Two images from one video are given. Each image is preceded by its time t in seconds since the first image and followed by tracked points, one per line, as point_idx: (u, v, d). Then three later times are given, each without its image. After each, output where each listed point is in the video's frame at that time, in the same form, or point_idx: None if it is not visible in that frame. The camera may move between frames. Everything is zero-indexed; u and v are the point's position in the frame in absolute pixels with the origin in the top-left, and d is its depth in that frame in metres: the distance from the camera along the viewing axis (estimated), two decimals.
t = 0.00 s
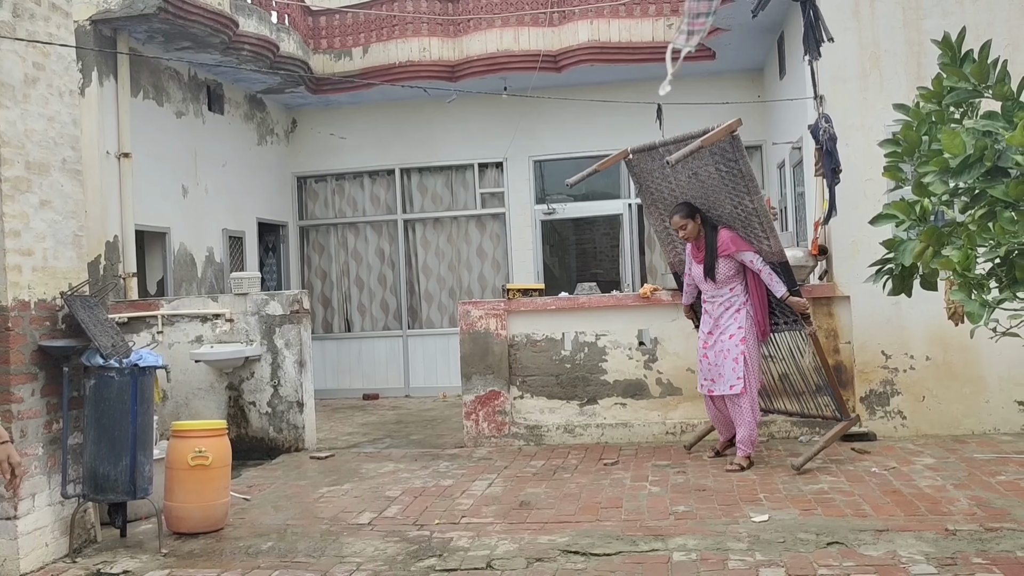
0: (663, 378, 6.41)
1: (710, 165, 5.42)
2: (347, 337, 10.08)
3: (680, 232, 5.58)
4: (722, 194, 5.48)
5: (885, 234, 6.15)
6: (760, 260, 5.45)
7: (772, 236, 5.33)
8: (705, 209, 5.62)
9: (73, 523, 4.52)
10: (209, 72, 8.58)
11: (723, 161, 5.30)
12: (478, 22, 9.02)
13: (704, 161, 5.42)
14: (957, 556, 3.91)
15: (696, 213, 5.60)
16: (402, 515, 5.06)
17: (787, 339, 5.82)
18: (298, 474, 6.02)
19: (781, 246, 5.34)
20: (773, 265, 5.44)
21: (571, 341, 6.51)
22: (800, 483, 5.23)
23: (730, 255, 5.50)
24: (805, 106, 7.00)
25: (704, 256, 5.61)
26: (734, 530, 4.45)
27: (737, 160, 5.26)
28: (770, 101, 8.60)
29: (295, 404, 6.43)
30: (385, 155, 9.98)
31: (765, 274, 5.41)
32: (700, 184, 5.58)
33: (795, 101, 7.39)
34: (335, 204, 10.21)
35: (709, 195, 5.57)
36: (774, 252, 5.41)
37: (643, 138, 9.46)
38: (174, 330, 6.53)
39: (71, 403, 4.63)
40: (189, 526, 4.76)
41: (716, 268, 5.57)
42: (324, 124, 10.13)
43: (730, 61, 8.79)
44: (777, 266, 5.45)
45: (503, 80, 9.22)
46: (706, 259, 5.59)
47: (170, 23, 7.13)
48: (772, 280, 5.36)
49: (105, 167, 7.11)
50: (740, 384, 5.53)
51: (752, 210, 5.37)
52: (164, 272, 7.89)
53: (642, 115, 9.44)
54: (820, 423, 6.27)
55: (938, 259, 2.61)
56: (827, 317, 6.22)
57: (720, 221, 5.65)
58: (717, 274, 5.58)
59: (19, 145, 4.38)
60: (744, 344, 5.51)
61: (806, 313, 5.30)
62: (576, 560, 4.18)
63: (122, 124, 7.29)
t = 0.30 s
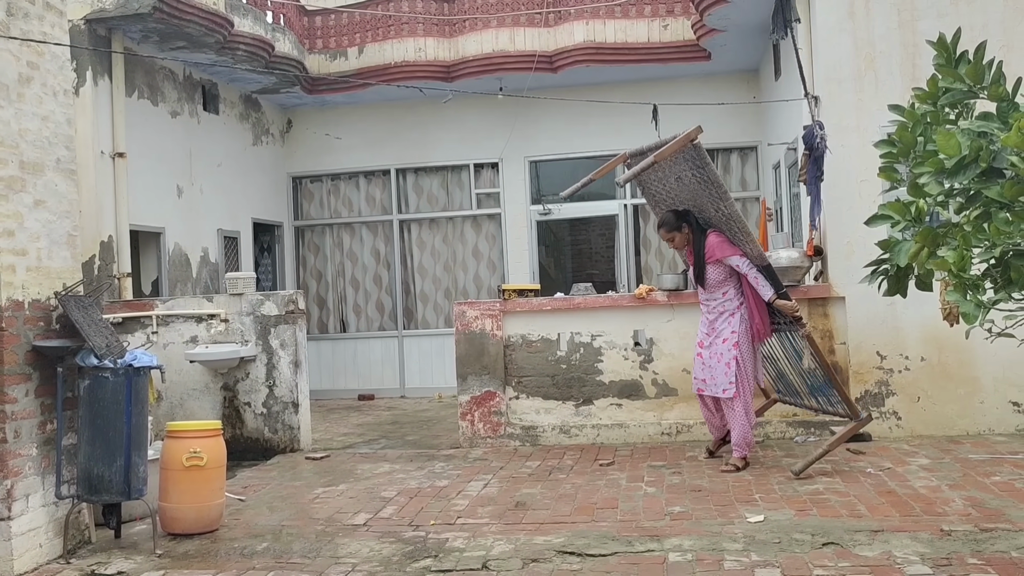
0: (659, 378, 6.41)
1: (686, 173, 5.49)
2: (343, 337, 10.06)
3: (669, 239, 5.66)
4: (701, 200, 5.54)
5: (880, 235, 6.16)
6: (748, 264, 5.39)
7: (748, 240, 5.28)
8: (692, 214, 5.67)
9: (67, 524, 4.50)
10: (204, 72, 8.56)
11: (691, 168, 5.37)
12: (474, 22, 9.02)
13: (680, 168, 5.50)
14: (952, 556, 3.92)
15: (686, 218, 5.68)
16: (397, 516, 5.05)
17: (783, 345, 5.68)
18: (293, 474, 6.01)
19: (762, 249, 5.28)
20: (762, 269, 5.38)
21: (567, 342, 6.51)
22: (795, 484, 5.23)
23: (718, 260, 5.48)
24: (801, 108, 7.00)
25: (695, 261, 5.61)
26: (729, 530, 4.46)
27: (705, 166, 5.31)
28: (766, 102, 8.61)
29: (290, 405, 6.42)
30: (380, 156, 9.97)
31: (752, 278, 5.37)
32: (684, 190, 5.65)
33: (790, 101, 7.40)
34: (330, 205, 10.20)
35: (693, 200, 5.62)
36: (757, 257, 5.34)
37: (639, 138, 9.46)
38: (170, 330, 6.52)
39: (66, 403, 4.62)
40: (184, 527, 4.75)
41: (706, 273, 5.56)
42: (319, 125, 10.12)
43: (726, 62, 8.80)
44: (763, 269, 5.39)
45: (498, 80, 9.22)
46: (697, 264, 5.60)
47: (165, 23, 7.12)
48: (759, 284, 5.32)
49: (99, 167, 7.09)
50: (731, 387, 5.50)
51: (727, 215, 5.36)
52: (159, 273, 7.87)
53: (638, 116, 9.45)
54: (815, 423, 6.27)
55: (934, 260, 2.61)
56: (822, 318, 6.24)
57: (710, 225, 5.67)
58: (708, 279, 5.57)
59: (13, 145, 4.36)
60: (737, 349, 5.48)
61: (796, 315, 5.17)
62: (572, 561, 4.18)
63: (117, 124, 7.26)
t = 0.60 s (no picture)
0: (656, 379, 6.41)
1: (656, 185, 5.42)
2: (339, 338, 10.05)
3: (658, 245, 5.61)
4: (679, 210, 5.46)
5: (877, 235, 6.18)
6: (733, 267, 5.34)
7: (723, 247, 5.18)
8: (680, 218, 5.56)
9: (62, 525, 4.48)
10: (200, 72, 8.55)
11: (657, 182, 5.32)
12: (471, 23, 9.01)
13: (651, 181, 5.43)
14: (950, 558, 3.92)
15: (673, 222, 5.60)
16: (394, 517, 5.04)
17: (776, 349, 5.57)
18: (289, 475, 6.00)
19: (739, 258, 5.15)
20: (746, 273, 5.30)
21: (564, 343, 6.51)
22: (792, 485, 5.23)
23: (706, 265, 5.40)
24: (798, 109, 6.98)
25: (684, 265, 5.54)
26: (726, 531, 4.46)
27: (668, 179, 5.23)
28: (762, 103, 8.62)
29: (287, 406, 6.41)
30: (377, 156, 9.96)
31: (736, 282, 5.32)
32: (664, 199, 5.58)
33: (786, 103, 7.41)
34: (326, 205, 10.19)
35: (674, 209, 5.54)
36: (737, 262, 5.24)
37: (635, 139, 9.47)
38: (166, 331, 6.50)
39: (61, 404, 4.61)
40: (180, 528, 4.73)
41: (695, 278, 5.48)
42: (316, 125, 10.10)
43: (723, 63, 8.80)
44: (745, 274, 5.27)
45: (495, 81, 9.21)
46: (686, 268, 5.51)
47: (161, 23, 7.10)
48: (742, 288, 5.29)
49: (95, 167, 7.07)
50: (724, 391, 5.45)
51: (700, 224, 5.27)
52: (155, 273, 7.86)
53: (634, 117, 9.46)
54: (812, 424, 6.27)
55: (931, 261, 2.60)
56: (819, 319, 6.26)
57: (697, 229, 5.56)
58: (698, 283, 5.49)
59: (8, 145, 4.35)
60: (729, 354, 5.44)
61: (781, 317, 5.12)
62: (569, 562, 4.17)
63: (112, 124, 7.25)
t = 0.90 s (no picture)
0: (653, 382, 6.41)
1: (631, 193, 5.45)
2: (336, 341, 10.04)
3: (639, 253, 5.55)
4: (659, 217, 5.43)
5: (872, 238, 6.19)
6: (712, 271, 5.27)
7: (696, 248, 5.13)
8: (660, 225, 5.50)
9: (59, 529, 4.47)
10: (196, 75, 8.54)
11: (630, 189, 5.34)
12: (467, 26, 9.02)
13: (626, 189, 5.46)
14: (946, 560, 3.93)
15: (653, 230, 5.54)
16: (390, 520, 5.04)
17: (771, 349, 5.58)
18: (286, 479, 5.99)
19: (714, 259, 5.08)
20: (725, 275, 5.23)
21: (561, 346, 6.51)
22: (788, 487, 5.24)
23: (686, 269, 5.33)
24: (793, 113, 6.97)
25: (666, 273, 5.48)
26: (723, 534, 4.46)
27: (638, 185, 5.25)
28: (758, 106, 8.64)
29: (283, 409, 6.40)
30: (373, 159, 9.96)
31: (716, 285, 5.25)
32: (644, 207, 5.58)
33: (783, 106, 7.42)
34: (323, 208, 10.18)
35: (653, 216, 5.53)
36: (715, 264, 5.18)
37: (632, 142, 9.48)
38: (162, 334, 6.48)
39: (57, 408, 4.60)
40: (176, 532, 4.72)
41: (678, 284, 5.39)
42: (312, 128, 10.10)
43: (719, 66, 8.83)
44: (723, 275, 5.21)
45: (491, 84, 9.23)
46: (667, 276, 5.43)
47: (158, 26, 7.09)
48: (721, 290, 5.23)
49: (91, 170, 7.05)
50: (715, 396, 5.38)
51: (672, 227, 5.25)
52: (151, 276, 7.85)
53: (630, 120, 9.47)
54: (809, 426, 6.27)
55: (927, 264, 2.60)
56: (815, 321, 6.28)
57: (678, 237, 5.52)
58: (681, 290, 5.41)
59: (4, 148, 4.34)
60: (718, 361, 5.36)
61: (762, 318, 5.09)
62: (566, 565, 4.17)
63: (108, 127, 7.24)
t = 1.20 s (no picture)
0: (647, 378, 6.42)
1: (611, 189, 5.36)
2: (330, 337, 10.03)
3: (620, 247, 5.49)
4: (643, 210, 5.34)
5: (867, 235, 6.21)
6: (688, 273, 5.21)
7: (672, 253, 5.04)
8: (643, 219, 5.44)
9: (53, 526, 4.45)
10: (190, 71, 8.52)
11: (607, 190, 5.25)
12: (462, 22, 9.01)
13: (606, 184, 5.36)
14: (940, 556, 3.94)
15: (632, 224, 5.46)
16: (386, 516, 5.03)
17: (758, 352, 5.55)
18: (280, 475, 5.98)
19: (689, 265, 5.02)
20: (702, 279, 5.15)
21: (555, 343, 6.51)
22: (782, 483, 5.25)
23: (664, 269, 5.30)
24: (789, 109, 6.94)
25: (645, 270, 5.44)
26: (718, 530, 4.46)
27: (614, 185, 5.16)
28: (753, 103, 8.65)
29: (278, 405, 6.39)
30: (367, 156, 9.94)
31: (691, 289, 5.21)
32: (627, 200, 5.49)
33: (778, 102, 7.42)
34: (317, 205, 10.15)
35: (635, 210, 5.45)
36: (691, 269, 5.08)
37: (627, 138, 9.48)
38: (156, 331, 6.47)
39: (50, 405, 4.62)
40: (170, 529, 4.71)
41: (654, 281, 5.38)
42: (306, 124, 10.08)
43: (714, 63, 8.84)
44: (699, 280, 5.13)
45: (486, 80, 9.21)
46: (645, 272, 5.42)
47: (151, 21, 7.07)
48: (697, 295, 5.19)
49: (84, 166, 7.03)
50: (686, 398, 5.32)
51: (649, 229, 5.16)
52: (145, 273, 7.82)
53: (626, 117, 9.47)
54: (803, 423, 6.29)
55: (922, 260, 2.61)
56: (809, 318, 6.27)
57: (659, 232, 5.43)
58: (658, 288, 5.40)
59: None
60: (687, 359, 5.32)
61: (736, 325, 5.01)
62: (562, 561, 4.17)
63: (101, 122, 7.20)
